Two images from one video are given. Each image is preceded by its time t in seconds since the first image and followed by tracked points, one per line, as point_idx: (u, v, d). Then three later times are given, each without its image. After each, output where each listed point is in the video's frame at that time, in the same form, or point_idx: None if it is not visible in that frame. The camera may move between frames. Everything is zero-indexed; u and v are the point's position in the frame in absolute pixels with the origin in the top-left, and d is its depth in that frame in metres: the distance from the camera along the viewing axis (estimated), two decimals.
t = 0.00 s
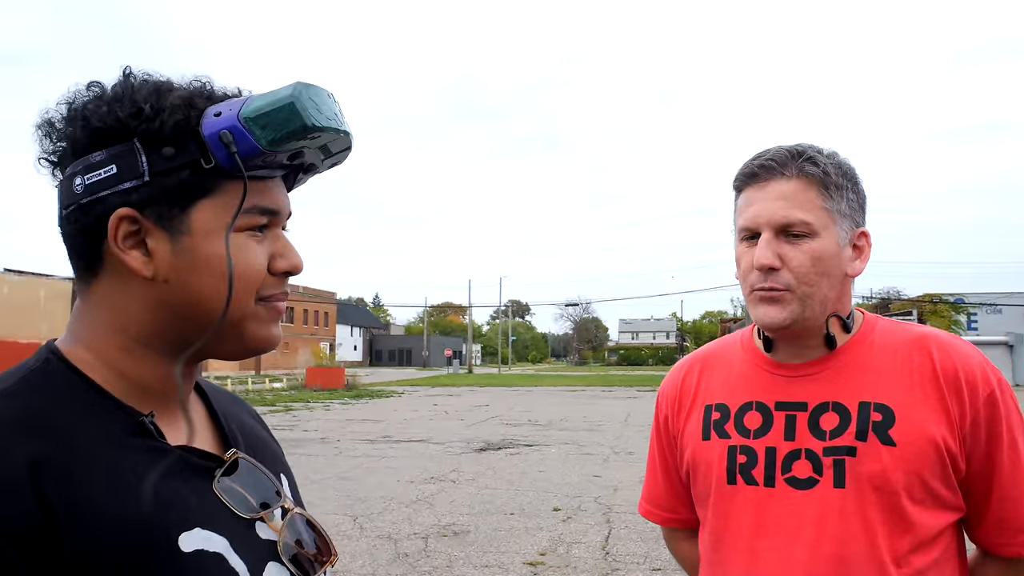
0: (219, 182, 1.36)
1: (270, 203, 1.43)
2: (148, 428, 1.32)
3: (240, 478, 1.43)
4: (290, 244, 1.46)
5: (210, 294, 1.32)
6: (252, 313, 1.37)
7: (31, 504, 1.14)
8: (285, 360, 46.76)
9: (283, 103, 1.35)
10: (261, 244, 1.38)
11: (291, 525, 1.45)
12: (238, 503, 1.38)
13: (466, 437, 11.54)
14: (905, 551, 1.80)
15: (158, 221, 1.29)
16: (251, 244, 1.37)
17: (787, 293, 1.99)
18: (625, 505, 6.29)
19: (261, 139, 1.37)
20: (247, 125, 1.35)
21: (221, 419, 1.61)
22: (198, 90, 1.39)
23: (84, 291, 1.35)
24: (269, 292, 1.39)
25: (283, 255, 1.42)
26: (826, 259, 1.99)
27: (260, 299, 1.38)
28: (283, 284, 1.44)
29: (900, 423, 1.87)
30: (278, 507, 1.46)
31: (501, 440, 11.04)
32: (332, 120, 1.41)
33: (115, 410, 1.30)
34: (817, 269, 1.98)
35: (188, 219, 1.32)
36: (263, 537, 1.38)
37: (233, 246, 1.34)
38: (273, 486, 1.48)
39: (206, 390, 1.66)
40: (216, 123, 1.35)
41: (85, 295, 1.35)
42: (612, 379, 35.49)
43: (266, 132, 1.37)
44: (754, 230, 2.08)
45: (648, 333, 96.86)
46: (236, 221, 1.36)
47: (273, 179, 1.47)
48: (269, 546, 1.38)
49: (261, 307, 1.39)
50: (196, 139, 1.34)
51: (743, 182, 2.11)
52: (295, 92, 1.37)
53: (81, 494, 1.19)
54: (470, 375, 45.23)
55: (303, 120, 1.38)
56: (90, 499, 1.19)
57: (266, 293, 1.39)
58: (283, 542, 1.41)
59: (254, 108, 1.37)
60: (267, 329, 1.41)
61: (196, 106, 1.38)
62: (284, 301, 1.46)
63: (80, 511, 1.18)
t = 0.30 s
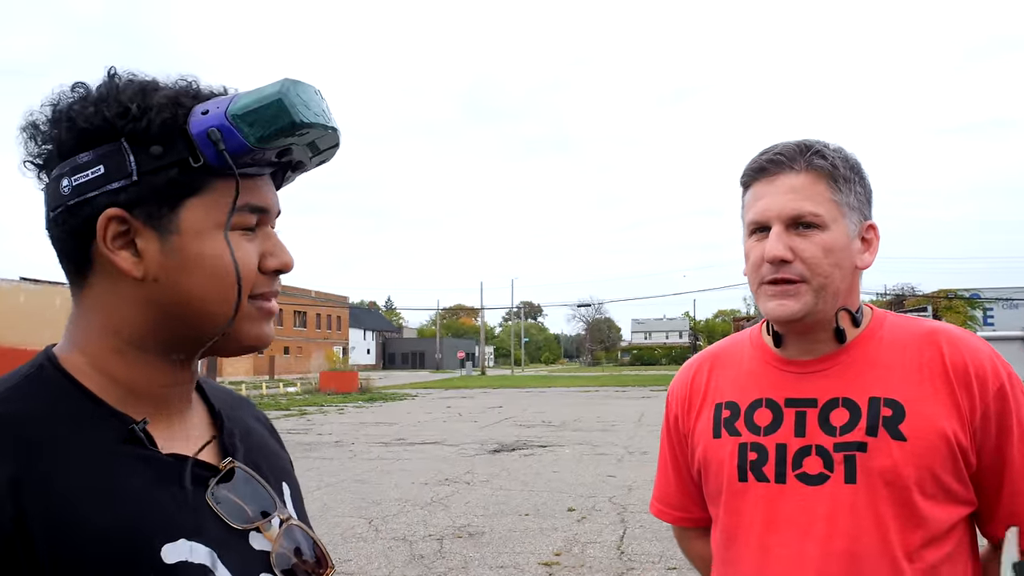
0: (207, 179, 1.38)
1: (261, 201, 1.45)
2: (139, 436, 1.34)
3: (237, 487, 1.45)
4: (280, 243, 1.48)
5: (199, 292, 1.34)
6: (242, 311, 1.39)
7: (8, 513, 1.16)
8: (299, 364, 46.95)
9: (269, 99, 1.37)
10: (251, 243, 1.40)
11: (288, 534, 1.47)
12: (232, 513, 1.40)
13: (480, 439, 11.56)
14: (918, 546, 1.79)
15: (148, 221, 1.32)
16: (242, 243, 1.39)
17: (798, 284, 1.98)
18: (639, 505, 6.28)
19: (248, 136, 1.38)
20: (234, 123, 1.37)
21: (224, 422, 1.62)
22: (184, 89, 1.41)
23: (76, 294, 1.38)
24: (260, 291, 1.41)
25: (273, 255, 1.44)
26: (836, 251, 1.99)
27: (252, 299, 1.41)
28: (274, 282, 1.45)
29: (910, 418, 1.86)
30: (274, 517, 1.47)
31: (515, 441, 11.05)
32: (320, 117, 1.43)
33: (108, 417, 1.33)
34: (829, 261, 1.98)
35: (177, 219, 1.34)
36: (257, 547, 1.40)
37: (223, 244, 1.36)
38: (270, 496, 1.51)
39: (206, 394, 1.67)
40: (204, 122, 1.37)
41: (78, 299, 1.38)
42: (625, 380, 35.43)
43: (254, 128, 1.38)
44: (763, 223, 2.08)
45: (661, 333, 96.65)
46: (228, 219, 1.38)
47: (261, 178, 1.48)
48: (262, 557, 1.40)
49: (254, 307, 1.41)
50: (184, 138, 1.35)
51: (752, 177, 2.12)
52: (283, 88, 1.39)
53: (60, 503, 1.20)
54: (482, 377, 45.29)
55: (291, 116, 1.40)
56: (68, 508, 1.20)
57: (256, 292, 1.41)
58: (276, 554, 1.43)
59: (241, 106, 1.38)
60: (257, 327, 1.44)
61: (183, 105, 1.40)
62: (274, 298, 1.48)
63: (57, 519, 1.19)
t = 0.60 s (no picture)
0: (167, 172, 1.37)
1: (225, 193, 1.45)
2: (130, 432, 1.34)
3: (225, 489, 1.48)
4: (252, 234, 1.48)
5: (166, 287, 1.34)
6: (210, 305, 1.38)
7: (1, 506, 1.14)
8: (307, 365, 47.03)
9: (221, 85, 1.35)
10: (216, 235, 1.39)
11: (274, 535, 1.51)
12: (221, 514, 1.43)
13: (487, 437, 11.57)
14: (928, 542, 1.79)
15: (111, 216, 1.31)
16: (203, 235, 1.38)
17: (807, 276, 1.98)
18: (647, 502, 6.28)
19: (204, 123, 1.37)
20: (189, 111, 1.36)
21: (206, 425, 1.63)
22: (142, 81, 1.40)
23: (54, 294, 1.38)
24: (229, 282, 1.41)
25: (239, 246, 1.43)
26: (845, 242, 1.98)
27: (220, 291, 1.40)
28: (245, 273, 1.46)
29: (919, 413, 1.85)
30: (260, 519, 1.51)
31: (521, 439, 11.07)
32: (277, 100, 1.41)
33: (98, 416, 1.32)
34: (837, 252, 1.97)
35: (139, 213, 1.33)
36: (243, 549, 1.43)
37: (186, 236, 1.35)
38: (256, 498, 1.54)
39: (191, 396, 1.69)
40: (160, 112, 1.36)
41: (56, 299, 1.38)
42: (632, 378, 35.39)
43: (210, 115, 1.37)
44: (771, 216, 2.08)
45: (667, 331, 96.47)
46: (189, 212, 1.37)
47: (227, 168, 1.48)
48: (249, 558, 1.44)
49: (222, 300, 1.41)
50: (140, 130, 1.35)
51: (760, 169, 2.12)
52: (235, 72, 1.37)
53: (52, 497, 1.19)
54: (489, 375, 45.30)
55: (245, 99, 1.38)
56: (61, 502, 1.19)
57: (224, 284, 1.41)
58: (262, 555, 1.47)
59: (195, 93, 1.37)
60: (230, 321, 1.43)
61: (141, 97, 1.40)
62: (246, 292, 1.48)
63: (50, 513, 1.18)
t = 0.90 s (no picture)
0: (153, 172, 1.36)
1: (213, 193, 1.44)
2: (124, 435, 1.34)
3: (209, 492, 1.46)
4: (238, 236, 1.47)
5: (150, 285, 1.33)
6: (198, 306, 1.38)
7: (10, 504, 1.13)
8: (305, 362, 46.99)
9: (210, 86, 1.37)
10: (200, 235, 1.38)
11: (256, 541, 1.49)
12: (206, 517, 1.41)
13: (485, 434, 11.58)
14: (927, 539, 1.79)
15: (94, 213, 1.30)
16: (191, 234, 1.38)
17: (791, 272, 1.99)
18: (645, 499, 6.29)
19: (193, 124, 1.38)
20: (177, 111, 1.37)
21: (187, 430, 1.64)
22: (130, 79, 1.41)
23: (34, 288, 1.36)
24: (215, 284, 1.40)
25: (228, 247, 1.43)
26: (830, 238, 1.98)
27: (208, 293, 1.40)
28: (232, 275, 1.45)
29: (918, 409, 1.85)
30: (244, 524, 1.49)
31: (519, 436, 11.08)
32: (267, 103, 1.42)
33: (89, 414, 1.31)
34: (821, 247, 1.97)
35: (122, 211, 1.32)
36: (226, 553, 1.41)
37: (170, 237, 1.34)
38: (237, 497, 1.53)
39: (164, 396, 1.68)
40: (148, 112, 1.36)
41: (34, 293, 1.37)
42: (629, 374, 35.40)
43: (199, 116, 1.38)
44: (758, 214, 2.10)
45: (665, 328, 96.60)
46: (177, 210, 1.37)
47: (217, 169, 1.48)
48: (235, 562, 1.41)
49: (210, 301, 1.40)
50: (127, 127, 1.35)
51: (748, 169, 2.14)
52: (227, 75, 1.39)
53: (58, 495, 1.18)
54: (487, 372, 45.29)
55: (235, 103, 1.39)
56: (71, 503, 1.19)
57: (211, 286, 1.40)
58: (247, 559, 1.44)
59: (185, 94, 1.39)
60: (217, 320, 1.43)
61: (128, 95, 1.40)
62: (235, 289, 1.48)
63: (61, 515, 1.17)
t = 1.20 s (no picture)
0: (174, 176, 1.36)
1: (231, 199, 1.44)
2: (137, 436, 1.33)
3: (214, 495, 1.45)
4: (252, 241, 1.48)
5: (168, 290, 1.33)
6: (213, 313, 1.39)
7: (34, 507, 1.12)
8: (300, 359, 46.94)
9: (235, 94, 1.37)
10: (217, 239, 1.39)
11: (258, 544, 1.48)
12: (212, 518, 1.40)
13: (482, 432, 11.59)
14: (927, 543, 1.80)
15: (115, 216, 1.30)
16: (210, 240, 1.38)
17: (791, 274, 2.01)
18: (642, 497, 6.31)
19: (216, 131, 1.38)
20: (202, 117, 1.36)
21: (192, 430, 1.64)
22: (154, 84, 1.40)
23: (51, 287, 1.36)
24: (229, 292, 1.40)
25: (243, 253, 1.43)
26: (828, 239, 1.99)
27: (223, 299, 1.40)
28: (246, 280, 1.46)
29: (919, 413, 1.86)
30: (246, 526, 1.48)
31: (517, 434, 11.10)
32: (288, 112, 1.43)
33: (104, 415, 1.30)
34: (819, 249, 1.98)
35: (143, 216, 1.32)
36: (232, 554, 1.40)
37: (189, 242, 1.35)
38: (237, 498, 1.51)
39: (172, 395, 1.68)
40: (173, 117, 1.36)
41: (51, 292, 1.36)
42: (626, 372, 35.43)
43: (223, 123, 1.38)
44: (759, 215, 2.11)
45: (660, 326, 96.68)
46: (196, 215, 1.37)
47: (235, 175, 1.48)
48: (239, 564, 1.40)
49: (224, 306, 1.41)
50: (151, 132, 1.35)
51: (750, 169, 2.16)
52: (252, 83, 1.39)
53: (79, 498, 1.17)
54: (483, 370, 45.27)
55: (259, 112, 1.40)
56: (92, 505, 1.18)
57: (225, 293, 1.40)
58: (252, 561, 1.43)
59: (210, 101, 1.39)
60: (231, 326, 1.44)
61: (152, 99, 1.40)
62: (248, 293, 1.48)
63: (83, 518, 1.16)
